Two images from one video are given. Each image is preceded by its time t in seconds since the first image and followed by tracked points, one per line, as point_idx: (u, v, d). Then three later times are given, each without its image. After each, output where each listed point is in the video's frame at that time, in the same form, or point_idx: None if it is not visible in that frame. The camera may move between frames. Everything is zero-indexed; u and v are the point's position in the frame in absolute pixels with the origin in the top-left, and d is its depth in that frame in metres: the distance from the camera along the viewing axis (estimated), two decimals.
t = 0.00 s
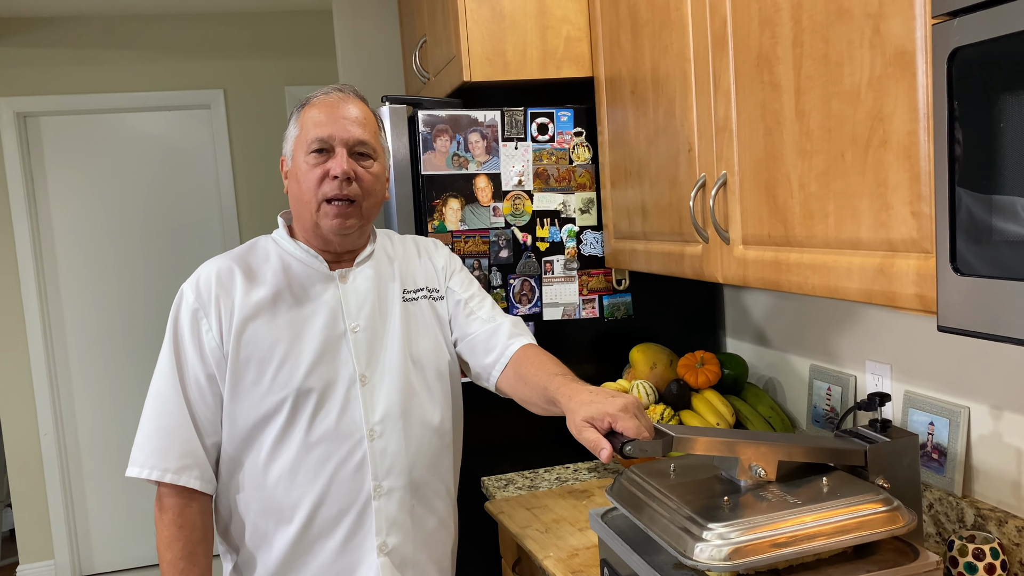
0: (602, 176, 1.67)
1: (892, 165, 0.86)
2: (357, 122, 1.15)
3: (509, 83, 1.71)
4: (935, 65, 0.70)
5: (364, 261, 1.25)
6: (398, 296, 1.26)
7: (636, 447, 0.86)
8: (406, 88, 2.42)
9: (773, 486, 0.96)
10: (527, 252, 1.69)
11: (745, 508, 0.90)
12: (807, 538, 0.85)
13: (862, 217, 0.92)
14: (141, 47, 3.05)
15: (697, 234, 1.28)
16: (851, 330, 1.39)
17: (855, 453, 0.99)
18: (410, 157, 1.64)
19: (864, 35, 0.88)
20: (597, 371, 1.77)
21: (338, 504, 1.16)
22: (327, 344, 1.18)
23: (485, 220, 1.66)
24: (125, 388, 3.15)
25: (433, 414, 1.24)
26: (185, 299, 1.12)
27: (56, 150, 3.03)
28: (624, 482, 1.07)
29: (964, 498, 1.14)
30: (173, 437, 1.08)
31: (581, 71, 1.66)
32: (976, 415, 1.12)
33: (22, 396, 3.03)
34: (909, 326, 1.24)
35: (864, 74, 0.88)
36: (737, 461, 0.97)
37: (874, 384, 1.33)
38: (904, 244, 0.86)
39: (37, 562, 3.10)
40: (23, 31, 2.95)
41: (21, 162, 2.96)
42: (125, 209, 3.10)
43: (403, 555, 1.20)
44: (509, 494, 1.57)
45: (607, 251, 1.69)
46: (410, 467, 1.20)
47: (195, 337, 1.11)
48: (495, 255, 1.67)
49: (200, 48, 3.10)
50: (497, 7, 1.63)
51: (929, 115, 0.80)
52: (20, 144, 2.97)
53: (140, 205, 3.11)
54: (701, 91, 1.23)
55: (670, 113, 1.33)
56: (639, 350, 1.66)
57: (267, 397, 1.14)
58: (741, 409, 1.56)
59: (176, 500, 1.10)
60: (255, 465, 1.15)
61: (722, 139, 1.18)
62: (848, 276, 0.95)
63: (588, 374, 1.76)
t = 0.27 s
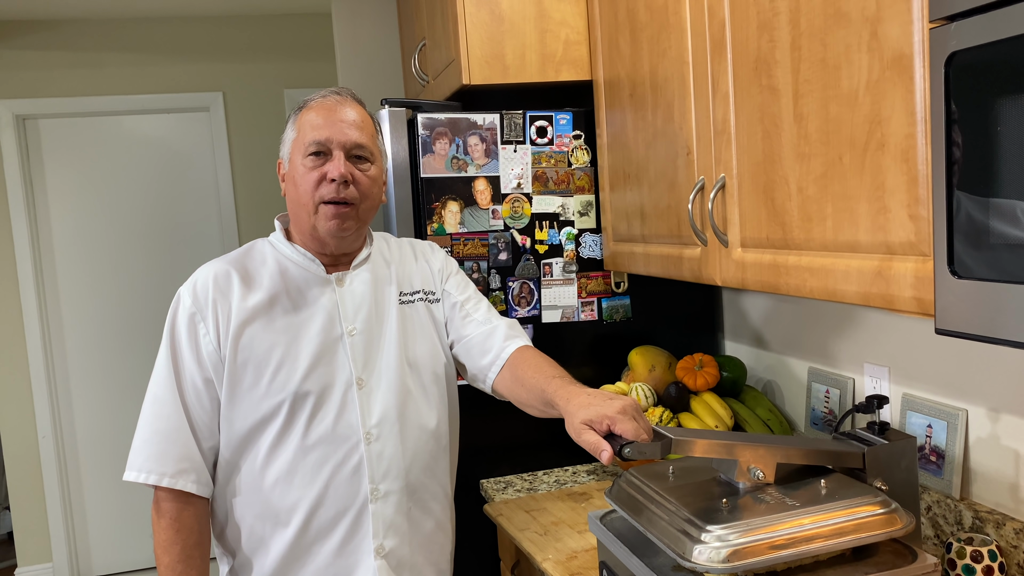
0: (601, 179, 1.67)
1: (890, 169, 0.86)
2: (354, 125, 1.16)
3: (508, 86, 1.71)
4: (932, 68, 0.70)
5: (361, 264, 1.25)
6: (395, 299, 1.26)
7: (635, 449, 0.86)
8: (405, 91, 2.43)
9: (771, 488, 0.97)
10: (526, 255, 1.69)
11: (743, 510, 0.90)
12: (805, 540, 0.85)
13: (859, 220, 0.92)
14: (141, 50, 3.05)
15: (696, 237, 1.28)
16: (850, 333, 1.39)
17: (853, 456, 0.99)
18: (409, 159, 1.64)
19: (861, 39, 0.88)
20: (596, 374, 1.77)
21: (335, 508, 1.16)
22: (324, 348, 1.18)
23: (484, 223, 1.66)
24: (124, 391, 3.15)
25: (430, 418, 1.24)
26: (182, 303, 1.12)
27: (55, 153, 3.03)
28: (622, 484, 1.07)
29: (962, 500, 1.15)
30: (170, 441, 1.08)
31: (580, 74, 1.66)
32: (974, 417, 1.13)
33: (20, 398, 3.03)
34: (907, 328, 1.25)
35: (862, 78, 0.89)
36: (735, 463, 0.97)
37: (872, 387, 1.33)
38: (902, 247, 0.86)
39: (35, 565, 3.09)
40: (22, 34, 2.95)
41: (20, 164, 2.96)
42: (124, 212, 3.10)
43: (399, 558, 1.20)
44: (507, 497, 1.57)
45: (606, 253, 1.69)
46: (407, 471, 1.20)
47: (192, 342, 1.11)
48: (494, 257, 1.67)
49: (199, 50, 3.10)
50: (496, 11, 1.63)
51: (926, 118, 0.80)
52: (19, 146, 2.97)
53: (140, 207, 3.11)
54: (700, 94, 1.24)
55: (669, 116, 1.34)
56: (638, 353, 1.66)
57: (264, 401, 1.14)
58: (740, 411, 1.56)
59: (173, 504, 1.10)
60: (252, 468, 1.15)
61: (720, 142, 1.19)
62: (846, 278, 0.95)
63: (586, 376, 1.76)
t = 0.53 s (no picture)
0: (599, 181, 1.67)
1: (888, 169, 0.86)
2: (352, 126, 1.16)
3: (507, 87, 1.71)
4: (930, 69, 0.71)
5: (357, 266, 1.25)
6: (391, 301, 1.26)
7: (632, 450, 0.87)
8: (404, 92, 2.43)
9: (769, 488, 0.97)
10: (524, 256, 1.69)
11: (741, 511, 0.90)
12: (803, 540, 0.85)
13: (857, 221, 0.92)
14: (140, 51, 3.05)
15: (694, 238, 1.29)
16: (848, 334, 1.39)
17: (851, 456, 0.99)
18: (408, 160, 1.64)
19: (859, 40, 0.88)
20: (595, 375, 1.77)
21: (330, 509, 1.16)
22: (319, 349, 1.18)
23: (483, 224, 1.66)
24: (122, 392, 3.14)
25: (426, 419, 1.24)
26: (178, 305, 1.12)
27: (54, 154, 3.03)
28: (620, 485, 1.07)
29: (960, 501, 1.15)
30: (165, 443, 1.08)
31: (579, 75, 1.67)
32: (972, 418, 1.13)
33: (18, 399, 3.03)
34: (905, 330, 1.25)
35: (859, 79, 0.89)
36: (734, 463, 0.97)
37: (871, 388, 1.33)
38: (899, 247, 0.86)
39: (33, 566, 3.09)
40: (22, 35, 2.96)
41: (19, 165, 2.96)
42: (122, 213, 3.10)
43: (395, 560, 1.20)
44: (505, 498, 1.57)
45: (604, 255, 1.69)
46: (403, 472, 1.20)
47: (188, 344, 1.11)
48: (492, 259, 1.67)
49: (198, 52, 3.11)
50: (495, 12, 1.64)
51: (924, 119, 0.80)
52: (18, 147, 2.97)
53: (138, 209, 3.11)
54: (698, 95, 1.24)
55: (667, 118, 1.34)
56: (637, 354, 1.66)
57: (259, 403, 1.14)
58: (738, 412, 1.56)
59: (168, 506, 1.10)
60: (247, 470, 1.15)
61: (719, 143, 1.19)
62: (844, 279, 0.95)
63: (585, 378, 1.76)
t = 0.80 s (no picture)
0: (598, 182, 1.67)
1: (886, 171, 0.86)
2: (354, 128, 1.16)
3: (506, 89, 1.72)
4: (927, 71, 0.71)
5: (356, 267, 1.25)
6: (389, 302, 1.26)
7: (631, 451, 0.87)
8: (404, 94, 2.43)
9: (767, 490, 0.97)
10: (524, 257, 1.69)
11: (739, 512, 0.90)
12: (801, 542, 0.85)
13: (855, 223, 0.92)
14: (140, 52, 3.06)
15: (693, 239, 1.29)
16: (846, 336, 1.39)
17: (849, 458, 0.99)
18: (407, 162, 1.65)
19: (857, 43, 0.89)
20: (594, 376, 1.77)
21: (327, 510, 1.16)
22: (317, 350, 1.18)
23: (482, 226, 1.66)
24: (120, 393, 3.14)
25: (424, 420, 1.24)
26: (176, 305, 1.12)
27: (53, 155, 3.03)
28: (619, 486, 1.07)
29: (958, 503, 1.15)
30: (163, 443, 1.08)
31: (578, 77, 1.67)
32: (970, 420, 1.13)
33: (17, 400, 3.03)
34: (904, 331, 1.25)
35: (857, 81, 0.89)
36: (732, 465, 0.97)
37: (869, 390, 1.33)
38: (897, 249, 0.86)
39: (31, 567, 3.08)
40: (22, 35, 2.96)
41: (18, 166, 2.96)
42: (122, 214, 3.10)
43: (391, 562, 1.20)
44: (504, 499, 1.57)
45: (603, 256, 1.70)
46: (400, 473, 1.20)
47: (186, 344, 1.11)
48: (491, 260, 1.68)
49: (198, 53, 3.11)
50: (495, 14, 1.64)
51: (921, 121, 0.81)
52: (18, 148, 2.97)
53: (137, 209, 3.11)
54: (697, 97, 1.24)
55: (666, 119, 1.34)
56: (636, 355, 1.66)
57: (257, 403, 1.14)
58: (737, 414, 1.56)
59: (165, 506, 1.10)
60: (245, 470, 1.15)
61: (717, 145, 1.19)
62: (842, 281, 0.96)
63: (584, 379, 1.76)
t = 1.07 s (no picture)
0: (599, 184, 1.67)
1: (886, 174, 0.86)
2: (357, 130, 1.16)
3: (506, 90, 1.72)
4: (928, 75, 0.71)
5: (356, 269, 1.25)
6: (389, 303, 1.26)
7: (631, 453, 0.87)
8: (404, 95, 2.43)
9: (767, 492, 0.97)
10: (524, 259, 1.69)
11: (739, 514, 0.90)
12: (800, 544, 0.85)
13: (855, 226, 0.92)
14: (140, 52, 3.06)
15: (693, 241, 1.29)
16: (846, 338, 1.39)
17: (849, 460, 0.99)
18: (407, 163, 1.65)
19: (858, 45, 0.89)
20: (594, 378, 1.77)
21: (326, 511, 1.16)
22: (317, 351, 1.18)
23: (482, 227, 1.66)
24: (120, 394, 3.14)
25: (423, 421, 1.24)
26: (176, 306, 1.12)
27: (53, 155, 3.03)
28: (618, 489, 1.07)
29: (958, 505, 1.15)
30: (162, 444, 1.08)
31: (579, 79, 1.67)
32: (969, 423, 1.13)
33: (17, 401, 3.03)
34: (904, 334, 1.25)
35: (858, 84, 0.89)
36: (732, 467, 0.97)
37: (869, 392, 1.33)
38: (897, 252, 0.86)
39: (30, 568, 3.08)
40: (22, 36, 2.96)
41: (19, 167, 2.96)
42: (122, 214, 3.10)
43: (390, 563, 1.20)
44: (503, 501, 1.57)
45: (603, 258, 1.69)
46: (399, 475, 1.20)
47: (186, 345, 1.11)
48: (491, 261, 1.68)
49: (199, 54, 3.11)
50: (495, 15, 1.64)
51: (922, 124, 0.81)
52: (18, 148, 2.97)
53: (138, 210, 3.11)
54: (697, 99, 1.24)
55: (666, 121, 1.34)
56: (635, 357, 1.66)
57: (257, 404, 1.14)
58: (736, 416, 1.56)
59: (164, 507, 1.10)
60: (244, 471, 1.15)
61: (718, 147, 1.19)
62: (842, 283, 0.95)
63: (583, 381, 1.76)
